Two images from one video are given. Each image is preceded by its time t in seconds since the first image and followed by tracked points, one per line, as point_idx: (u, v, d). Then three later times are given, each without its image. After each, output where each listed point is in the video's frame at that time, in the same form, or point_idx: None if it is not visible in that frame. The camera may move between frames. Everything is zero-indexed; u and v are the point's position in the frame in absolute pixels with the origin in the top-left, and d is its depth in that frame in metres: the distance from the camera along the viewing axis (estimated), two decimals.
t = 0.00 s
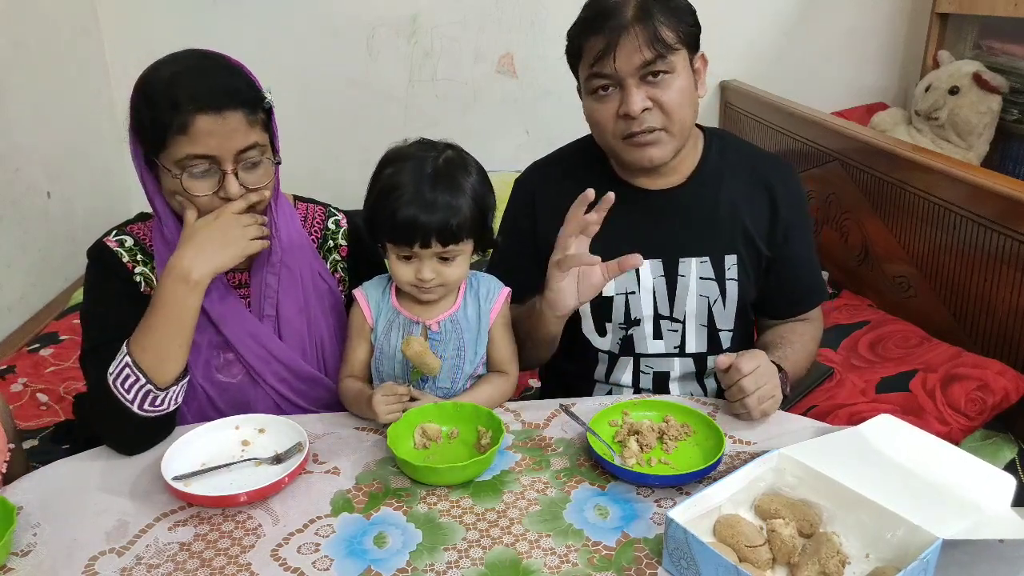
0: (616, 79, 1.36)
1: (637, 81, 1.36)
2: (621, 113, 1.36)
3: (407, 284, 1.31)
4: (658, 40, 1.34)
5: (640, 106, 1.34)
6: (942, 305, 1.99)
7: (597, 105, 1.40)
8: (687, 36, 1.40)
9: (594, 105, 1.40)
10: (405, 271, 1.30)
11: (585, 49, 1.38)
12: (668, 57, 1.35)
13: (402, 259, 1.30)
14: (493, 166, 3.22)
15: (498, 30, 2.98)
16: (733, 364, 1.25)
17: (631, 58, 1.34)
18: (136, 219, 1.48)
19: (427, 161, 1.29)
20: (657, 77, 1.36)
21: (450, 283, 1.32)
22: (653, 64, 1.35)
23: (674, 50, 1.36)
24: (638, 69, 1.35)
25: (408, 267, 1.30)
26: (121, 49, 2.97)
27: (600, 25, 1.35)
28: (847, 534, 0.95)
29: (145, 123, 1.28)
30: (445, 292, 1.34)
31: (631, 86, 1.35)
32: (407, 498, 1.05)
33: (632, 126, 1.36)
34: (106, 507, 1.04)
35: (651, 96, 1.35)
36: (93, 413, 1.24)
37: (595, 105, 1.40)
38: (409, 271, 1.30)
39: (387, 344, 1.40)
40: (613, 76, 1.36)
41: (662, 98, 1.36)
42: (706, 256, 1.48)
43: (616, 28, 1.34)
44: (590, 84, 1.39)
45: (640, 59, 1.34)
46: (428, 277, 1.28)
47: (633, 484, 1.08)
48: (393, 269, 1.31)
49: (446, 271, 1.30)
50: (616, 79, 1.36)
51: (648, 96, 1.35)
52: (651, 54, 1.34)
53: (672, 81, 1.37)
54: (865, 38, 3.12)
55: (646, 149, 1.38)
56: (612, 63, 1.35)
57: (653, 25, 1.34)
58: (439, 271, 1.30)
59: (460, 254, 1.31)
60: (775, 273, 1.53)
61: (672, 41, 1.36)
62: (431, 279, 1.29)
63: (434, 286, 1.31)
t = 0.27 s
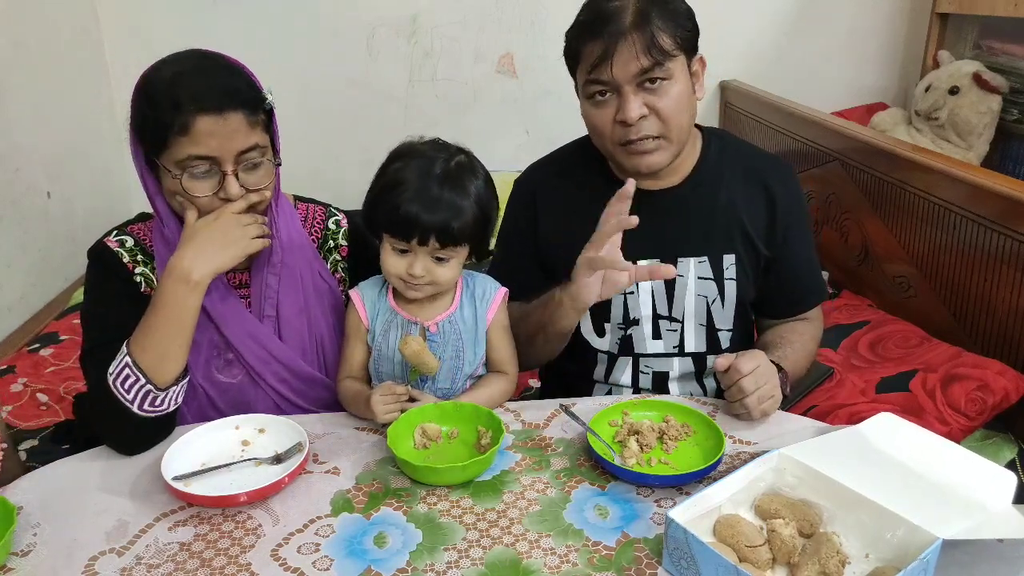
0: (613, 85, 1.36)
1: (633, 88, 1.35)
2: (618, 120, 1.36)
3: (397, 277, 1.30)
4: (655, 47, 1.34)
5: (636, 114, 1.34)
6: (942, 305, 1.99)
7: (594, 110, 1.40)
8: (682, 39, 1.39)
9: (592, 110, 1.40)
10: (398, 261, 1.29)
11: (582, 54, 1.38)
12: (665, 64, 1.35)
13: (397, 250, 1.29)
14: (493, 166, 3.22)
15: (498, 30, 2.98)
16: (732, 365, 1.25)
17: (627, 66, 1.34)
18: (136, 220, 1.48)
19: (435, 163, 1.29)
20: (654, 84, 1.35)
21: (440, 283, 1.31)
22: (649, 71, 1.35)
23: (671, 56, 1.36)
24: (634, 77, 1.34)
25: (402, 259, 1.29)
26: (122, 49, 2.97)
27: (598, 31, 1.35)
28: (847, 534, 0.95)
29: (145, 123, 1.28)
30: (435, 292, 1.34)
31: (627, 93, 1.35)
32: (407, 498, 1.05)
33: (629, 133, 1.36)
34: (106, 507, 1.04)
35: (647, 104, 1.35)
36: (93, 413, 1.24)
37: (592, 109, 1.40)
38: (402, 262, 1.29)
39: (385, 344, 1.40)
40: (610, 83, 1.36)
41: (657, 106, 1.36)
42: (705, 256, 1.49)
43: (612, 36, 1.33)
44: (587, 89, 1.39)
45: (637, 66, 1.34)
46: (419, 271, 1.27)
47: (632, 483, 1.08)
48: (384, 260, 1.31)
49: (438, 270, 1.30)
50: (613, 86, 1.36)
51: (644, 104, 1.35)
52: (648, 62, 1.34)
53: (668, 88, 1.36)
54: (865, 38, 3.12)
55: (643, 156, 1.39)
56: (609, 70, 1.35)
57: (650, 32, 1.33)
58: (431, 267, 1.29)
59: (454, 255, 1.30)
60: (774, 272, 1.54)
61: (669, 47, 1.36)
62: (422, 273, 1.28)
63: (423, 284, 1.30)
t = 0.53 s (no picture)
0: (614, 85, 1.36)
1: (635, 87, 1.35)
2: (619, 120, 1.36)
3: (406, 281, 1.30)
4: (656, 46, 1.34)
5: (637, 113, 1.34)
6: (942, 305, 1.99)
7: (595, 110, 1.40)
8: (684, 40, 1.39)
9: (592, 110, 1.40)
10: (405, 268, 1.29)
11: (583, 54, 1.38)
12: (666, 63, 1.35)
13: (405, 255, 1.29)
14: (493, 166, 3.22)
15: (498, 30, 2.98)
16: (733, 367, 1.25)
17: (629, 65, 1.34)
18: (136, 220, 1.48)
19: (439, 164, 1.29)
20: (655, 83, 1.35)
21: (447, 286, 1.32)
22: (650, 70, 1.35)
23: (671, 55, 1.36)
24: (635, 76, 1.34)
25: (411, 264, 1.29)
26: (121, 49, 2.97)
27: (598, 30, 1.34)
28: (847, 534, 0.95)
29: (145, 123, 1.28)
30: (441, 292, 1.34)
31: (628, 92, 1.35)
32: (407, 498, 1.05)
33: (631, 133, 1.37)
34: (105, 507, 1.04)
35: (648, 103, 1.36)
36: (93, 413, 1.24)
37: (593, 109, 1.40)
38: (411, 268, 1.29)
39: (385, 344, 1.40)
40: (611, 82, 1.36)
41: (659, 105, 1.36)
42: (706, 258, 1.49)
43: (613, 34, 1.33)
44: (588, 89, 1.39)
45: (638, 66, 1.34)
46: (428, 275, 1.28)
47: (633, 484, 1.08)
48: (390, 265, 1.31)
49: (445, 273, 1.30)
50: (614, 85, 1.36)
51: (646, 103, 1.36)
52: (649, 62, 1.34)
53: (669, 86, 1.36)
54: (865, 38, 3.12)
55: (645, 156, 1.39)
56: (611, 69, 1.34)
57: (651, 31, 1.33)
58: (439, 271, 1.29)
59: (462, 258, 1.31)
60: (774, 274, 1.54)
61: (669, 46, 1.36)
62: (431, 276, 1.29)
63: (431, 287, 1.31)
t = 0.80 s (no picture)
0: (612, 92, 1.35)
1: (633, 95, 1.35)
2: (617, 127, 1.36)
3: (406, 287, 1.30)
4: (654, 53, 1.33)
5: (635, 121, 1.34)
6: (942, 305, 1.99)
7: (593, 117, 1.40)
8: (683, 47, 1.38)
9: (590, 117, 1.40)
10: (406, 272, 1.29)
11: (581, 60, 1.37)
12: (664, 71, 1.34)
13: (407, 261, 1.28)
14: (493, 166, 3.22)
15: (497, 30, 2.98)
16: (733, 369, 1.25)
17: (626, 73, 1.33)
18: (136, 220, 1.48)
19: (445, 172, 1.28)
20: (653, 91, 1.35)
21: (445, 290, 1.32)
22: (648, 78, 1.34)
23: (670, 63, 1.35)
24: (633, 84, 1.34)
25: (412, 269, 1.29)
26: (122, 49, 2.97)
27: (597, 35, 1.34)
28: (847, 535, 0.95)
29: (145, 123, 1.28)
30: (437, 296, 1.35)
31: (626, 100, 1.35)
32: (407, 498, 1.05)
33: (628, 141, 1.37)
34: (105, 507, 1.04)
35: (646, 111, 1.35)
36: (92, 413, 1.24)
37: (591, 116, 1.40)
38: (411, 272, 1.29)
39: (383, 345, 1.40)
40: (608, 90, 1.35)
41: (657, 113, 1.36)
42: (706, 261, 1.49)
43: (611, 41, 1.33)
44: (585, 95, 1.38)
45: (636, 74, 1.33)
46: (429, 281, 1.28)
47: (632, 484, 1.08)
48: (391, 270, 1.30)
49: (445, 278, 1.30)
50: (612, 93, 1.35)
51: (644, 111, 1.35)
52: (647, 70, 1.33)
53: (667, 95, 1.36)
54: (865, 38, 3.12)
55: (642, 164, 1.40)
56: (609, 76, 1.34)
57: (649, 39, 1.33)
58: (440, 276, 1.30)
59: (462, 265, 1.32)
60: (775, 276, 1.54)
61: (668, 53, 1.35)
62: (433, 282, 1.29)
63: (430, 291, 1.31)
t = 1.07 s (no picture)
0: (613, 105, 1.35)
1: (633, 108, 1.35)
2: (617, 139, 1.36)
3: (403, 285, 1.30)
4: (655, 67, 1.32)
5: (635, 136, 1.34)
6: (942, 305, 1.99)
7: (594, 128, 1.40)
8: (686, 57, 1.37)
9: (591, 127, 1.40)
10: (405, 270, 1.29)
11: (582, 71, 1.37)
12: (666, 84, 1.34)
13: (408, 260, 1.28)
14: (494, 166, 3.22)
15: (497, 30, 2.98)
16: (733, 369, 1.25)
17: (628, 87, 1.32)
18: (137, 220, 1.48)
19: (449, 178, 1.28)
20: (654, 104, 1.34)
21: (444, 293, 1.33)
22: (650, 92, 1.33)
23: (671, 76, 1.35)
24: (634, 98, 1.33)
25: (411, 267, 1.29)
26: (122, 49, 2.97)
27: (598, 45, 1.33)
28: (847, 535, 0.95)
29: (145, 122, 1.28)
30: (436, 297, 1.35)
31: (627, 114, 1.35)
32: (407, 498, 1.05)
33: (628, 154, 1.37)
34: (105, 507, 1.04)
35: (647, 124, 1.35)
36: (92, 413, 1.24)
37: (592, 127, 1.40)
38: (411, 270, 1.29)
39: (382, 346, 1.40)
40: (609, 103, 1.35)
41: (657, 126, 1.36)
42: (707, 265, 1.48)
43: (613, 53, 1.32)
44: (585, 106, 1.38)
45: (637, 88, 1.32)
46: (428, 283, 1.28)
47: (632, 484, 1.08)
48: (389, 267, 1.30)
49: (444, 280, 1.30)
50: (613, 105, 1.35)
51: (644, 124, 1.35)
52: (648, 85, 1.32)
53: (668, 107, 1.36)
54: (865, 38, 3.12)
55: (642, 175, 1.40)
56: (610, 89, 1.33)
57: (650, 51, 1.32)
58: (440, 279, 1.30)
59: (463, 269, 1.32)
60: (776, 280, 1.54)
61: (670, 65, 1.34)
62: (432, 284, 1.29)
63: (429, 293, 1.32)
